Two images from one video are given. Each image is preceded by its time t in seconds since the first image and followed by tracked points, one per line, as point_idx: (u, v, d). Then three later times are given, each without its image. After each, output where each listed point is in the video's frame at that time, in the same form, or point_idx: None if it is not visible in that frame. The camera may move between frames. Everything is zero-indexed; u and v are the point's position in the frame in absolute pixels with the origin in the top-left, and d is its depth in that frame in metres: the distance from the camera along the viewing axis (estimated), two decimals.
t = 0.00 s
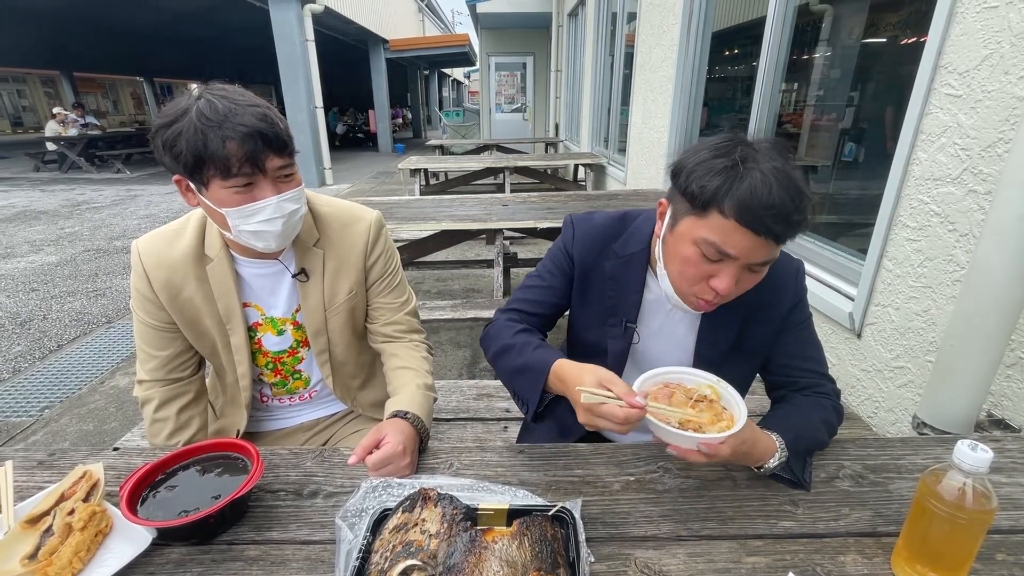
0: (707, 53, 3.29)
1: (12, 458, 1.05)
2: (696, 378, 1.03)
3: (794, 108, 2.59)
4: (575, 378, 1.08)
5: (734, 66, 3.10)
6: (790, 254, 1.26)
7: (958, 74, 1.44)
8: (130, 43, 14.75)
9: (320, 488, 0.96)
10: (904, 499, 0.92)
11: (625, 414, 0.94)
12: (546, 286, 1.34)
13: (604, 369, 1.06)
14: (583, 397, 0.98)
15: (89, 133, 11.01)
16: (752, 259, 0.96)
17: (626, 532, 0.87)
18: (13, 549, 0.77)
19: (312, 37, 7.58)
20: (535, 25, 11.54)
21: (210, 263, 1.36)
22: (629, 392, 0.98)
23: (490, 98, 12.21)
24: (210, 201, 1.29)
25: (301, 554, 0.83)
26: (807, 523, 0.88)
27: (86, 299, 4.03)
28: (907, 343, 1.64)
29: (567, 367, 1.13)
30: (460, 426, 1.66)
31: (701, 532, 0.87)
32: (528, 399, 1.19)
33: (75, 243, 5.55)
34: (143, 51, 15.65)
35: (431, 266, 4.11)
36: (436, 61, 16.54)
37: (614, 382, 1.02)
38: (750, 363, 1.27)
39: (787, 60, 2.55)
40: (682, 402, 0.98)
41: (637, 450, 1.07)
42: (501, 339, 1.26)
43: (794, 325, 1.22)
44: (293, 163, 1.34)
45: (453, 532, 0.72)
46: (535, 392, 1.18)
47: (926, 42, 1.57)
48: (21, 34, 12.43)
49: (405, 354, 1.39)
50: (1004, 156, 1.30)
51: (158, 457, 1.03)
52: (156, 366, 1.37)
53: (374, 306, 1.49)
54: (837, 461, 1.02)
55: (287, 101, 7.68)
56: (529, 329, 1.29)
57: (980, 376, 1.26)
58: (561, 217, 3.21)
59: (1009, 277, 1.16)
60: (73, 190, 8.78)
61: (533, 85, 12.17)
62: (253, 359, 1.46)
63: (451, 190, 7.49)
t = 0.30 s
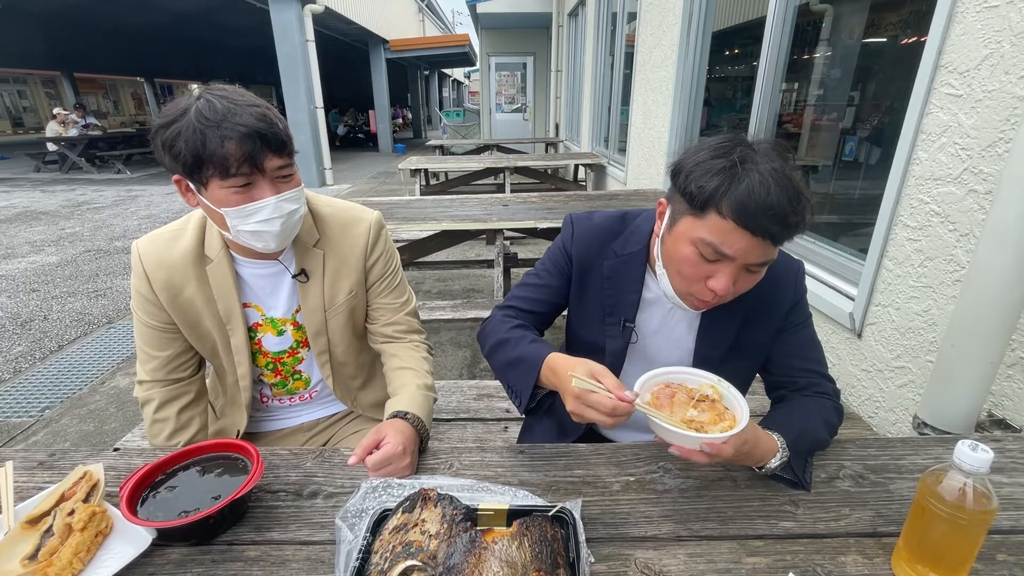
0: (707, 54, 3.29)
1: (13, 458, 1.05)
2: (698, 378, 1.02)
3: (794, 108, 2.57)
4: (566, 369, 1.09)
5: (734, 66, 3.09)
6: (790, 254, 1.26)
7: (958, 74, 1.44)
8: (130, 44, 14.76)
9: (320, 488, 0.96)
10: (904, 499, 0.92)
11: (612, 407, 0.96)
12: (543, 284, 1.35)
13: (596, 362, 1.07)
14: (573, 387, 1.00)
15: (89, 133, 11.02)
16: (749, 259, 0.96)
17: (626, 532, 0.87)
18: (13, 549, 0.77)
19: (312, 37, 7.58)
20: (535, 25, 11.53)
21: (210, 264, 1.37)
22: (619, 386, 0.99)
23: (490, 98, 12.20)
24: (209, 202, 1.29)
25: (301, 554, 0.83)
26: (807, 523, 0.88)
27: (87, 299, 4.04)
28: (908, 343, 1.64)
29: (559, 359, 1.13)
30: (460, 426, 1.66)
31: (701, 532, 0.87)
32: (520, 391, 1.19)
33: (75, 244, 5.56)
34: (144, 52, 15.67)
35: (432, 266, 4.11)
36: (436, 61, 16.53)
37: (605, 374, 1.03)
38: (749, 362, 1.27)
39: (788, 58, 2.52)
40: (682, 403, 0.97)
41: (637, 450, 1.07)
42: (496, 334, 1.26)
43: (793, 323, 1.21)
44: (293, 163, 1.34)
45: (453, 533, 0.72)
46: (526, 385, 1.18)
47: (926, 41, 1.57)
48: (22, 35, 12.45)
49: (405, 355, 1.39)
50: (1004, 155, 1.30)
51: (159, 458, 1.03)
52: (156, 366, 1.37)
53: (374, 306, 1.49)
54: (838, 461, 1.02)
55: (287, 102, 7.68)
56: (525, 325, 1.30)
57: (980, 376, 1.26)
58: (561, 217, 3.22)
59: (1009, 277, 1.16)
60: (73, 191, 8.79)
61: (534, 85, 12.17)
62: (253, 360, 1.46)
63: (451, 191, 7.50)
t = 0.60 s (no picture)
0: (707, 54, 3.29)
1: (15, 458, 1.05)
2: (689, 395, 1.00)
3: (794, 108, 2.57)
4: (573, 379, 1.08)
5: (735, 66, 3.09)
6: (788, 251, 1.27)
7: (959, 73, 1.44)
8: (131, 44, 14.77)
9: (321, 488, 0.97)
10: (905, 499, 0.92)
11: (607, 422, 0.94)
12: (546, 287, 1.34)
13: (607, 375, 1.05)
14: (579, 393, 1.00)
15: (90, 133, 11.04)
16: (744, 240, 0.95)
17: (627, 531, 0.87)
18: (15, 549, 0.77)
19: (313, 38, 7.58)
20: (535, 25, 11.53)
21: (212, 264, 1.37)
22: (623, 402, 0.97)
23: (490, 98, 12.21)
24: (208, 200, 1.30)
25: (303, 553, 0.83)
26: (808, 523, 0.88)
27: (88, 299, 4.04)
28: (909, 343, 1.63)
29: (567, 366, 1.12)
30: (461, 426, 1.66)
31: (702, 532, 0.87)
32: (526, 401, 1.17)
33: (76, 244, 5.56)
34: (144, 52, 15.67)
35: (432, 266, 4.11)
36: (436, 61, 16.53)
37: (614, 388, 1.01)
38: (748, 357, 1.27)
39: (790, 56, 2.50)
40: (677, 423, 0.95)
41: (638, 450, 1.06)
42: (501, 342, 1.26)
43: (793, 320, 1.21)
44: (293, 164, 1.34)
45: (454, 532, 0.72)
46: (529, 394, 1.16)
47: (928, 41, 1.57)
48: (23, 35, 12.46)
49: (407, 354, 1.39)
50: (1005, 154, 1.30)
51: (160, 457, 1.03)
52: (157, 366, 1.37)
53: (374, 306, 1.49)
54: (839, 460, 1.02)
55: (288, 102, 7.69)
56: (532, 331, 1.29)
57: (981, 376, 1.25)
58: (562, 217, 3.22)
59: (1011, 276, 1.16)
60: (74, 191, 8.79)
61: (534, 85, 12.16)
62: (254, 359, 1.46)
63: (451, 190, 7.50)
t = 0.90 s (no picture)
0: (708, 53, 3.29)
1: (16, 458, 1.05)
2: (674, 445, 0.97)
3: (795, 107, 2.55)
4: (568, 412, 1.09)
5: (735, 65, 3.09)
6: (774, 239, 1.29)
7: (960, 72, 1.44)
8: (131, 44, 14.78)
9: (323, 487, 0.97)
10: (906, 497, 0.92)
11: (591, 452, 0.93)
12: (545, 304, 1.35)
13: (599, 412, 1.06)
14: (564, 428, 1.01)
15: (91, 134, 11.04)
16: (669, 147, 1.12)
17: (628, 531, 0.87)
18: (17, 548, 0.78)
19: (313, 37, 7.58)
20: (536, 24, 11.52)
21: (212, 264, 1.37)
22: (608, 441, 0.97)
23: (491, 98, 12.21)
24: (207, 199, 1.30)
25: (304, 552, 0.83)
26: (810, 522, 0.88)
27: (89, 299, 4.04)
28: (911, 342, 1.63)
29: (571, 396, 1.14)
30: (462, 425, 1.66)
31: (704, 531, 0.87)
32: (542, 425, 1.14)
33: (77, 244, 5.56)
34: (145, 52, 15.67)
35: (433, 265, 4.11)
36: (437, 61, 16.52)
37: (602, 426, 1.02)
38: (733, 342, 1.26)
39: (790, 55, 2.50)
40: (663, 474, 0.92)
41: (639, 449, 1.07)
42: (522, 369, 1.27)
43: (780, 306, 1.22)
44: (293, 164, 1.34)
45: (455, 531, 0.72)
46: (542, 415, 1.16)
47: (929, 40, 1.56)
48: (23, 35, 12.47)
49: (408, 354, 1.40)
50: (1007, 153, 1.29)
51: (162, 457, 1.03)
52: (158, 366, 1.37)
53: (375, 306, 1.49)
54: (840, 460, 1.02)
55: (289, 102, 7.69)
56: (551, 361, 1.29)
57: (982, 375, 1.26)
58: (563, 217, 3.21)
59: (1012, 275, 1.16)
60: (75, 191, 8.80)
61: (535, 84, 12.16)
62: (255, 359, 1.47)
63: (452, 190, 7.50)
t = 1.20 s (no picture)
0: (709, 52, 3.29)
1: (18, 458, 1.05)
2: (676, 458, 0.97)
3: (796, 106, 2.55)
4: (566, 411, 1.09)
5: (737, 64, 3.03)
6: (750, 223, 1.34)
7: (962, 70, 1.44)
8: (132, 44, 14.79)
9: (323, 487, 0.97)
10: (908, 497, 0.92)
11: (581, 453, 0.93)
12: (538, 295, 1.38)
13: (595, 416, 1.05)
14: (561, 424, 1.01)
15: (92, 134, 11.05)
16: (618, 129, 1.23)
17: (629, 530, 0.87)
18: (18, 547, 0.78)
19: (313, 37, 7.57)
20: (536, 24, 11.51)
21: (213, 264, 1.37)
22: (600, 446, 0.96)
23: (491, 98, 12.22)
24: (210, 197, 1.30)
25: (304, 552, 0.83)
26: (811, 521, 0.87)
27: (91, 299, 4.05)
28: (912, 341, 1.63)
29: (570, 398, 1.14)
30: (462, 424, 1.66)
31: (705, 532, 0.87)
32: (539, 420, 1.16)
33: (78, 244, 5.56)
34: (146, 52, 15.68)
35: (434, 265, 4.11)
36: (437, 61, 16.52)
37: (597, 431, 1.01)
38: (716, 323, 1.28)
39: (791, 55, 2.52)
40: (658, 489, 0.92)
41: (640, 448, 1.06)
42: (524, 366, 1.27)
43: (759, 288, 1.25)
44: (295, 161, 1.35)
45: (456, 531, 0.72)
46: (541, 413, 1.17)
47: (931, 38, 1.56)
48: (24, 35, 12.48)
49: (408, 353, 1.40)
50: (1008, 152, 1.29)
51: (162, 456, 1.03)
52: (159, 366, 1.37)
53: (376, 305, 1.49)
54: (841, 459, 1.02)
55: (289, 102, 7.69)
56: (551, 359, 1.30)
57: (983, 374, 1.25)
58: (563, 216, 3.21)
59: (1013, 273, 1.16)
60: (76, 191, 8.81)
61: (535, 84, 12.14)
62: (256, 358, 1.47)
63: (453, 190, 7.50)
